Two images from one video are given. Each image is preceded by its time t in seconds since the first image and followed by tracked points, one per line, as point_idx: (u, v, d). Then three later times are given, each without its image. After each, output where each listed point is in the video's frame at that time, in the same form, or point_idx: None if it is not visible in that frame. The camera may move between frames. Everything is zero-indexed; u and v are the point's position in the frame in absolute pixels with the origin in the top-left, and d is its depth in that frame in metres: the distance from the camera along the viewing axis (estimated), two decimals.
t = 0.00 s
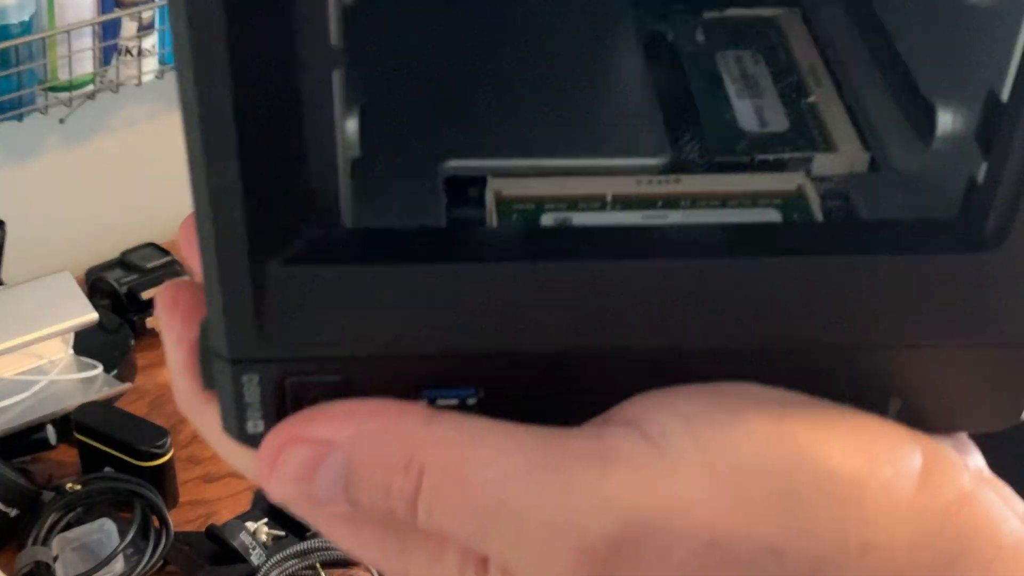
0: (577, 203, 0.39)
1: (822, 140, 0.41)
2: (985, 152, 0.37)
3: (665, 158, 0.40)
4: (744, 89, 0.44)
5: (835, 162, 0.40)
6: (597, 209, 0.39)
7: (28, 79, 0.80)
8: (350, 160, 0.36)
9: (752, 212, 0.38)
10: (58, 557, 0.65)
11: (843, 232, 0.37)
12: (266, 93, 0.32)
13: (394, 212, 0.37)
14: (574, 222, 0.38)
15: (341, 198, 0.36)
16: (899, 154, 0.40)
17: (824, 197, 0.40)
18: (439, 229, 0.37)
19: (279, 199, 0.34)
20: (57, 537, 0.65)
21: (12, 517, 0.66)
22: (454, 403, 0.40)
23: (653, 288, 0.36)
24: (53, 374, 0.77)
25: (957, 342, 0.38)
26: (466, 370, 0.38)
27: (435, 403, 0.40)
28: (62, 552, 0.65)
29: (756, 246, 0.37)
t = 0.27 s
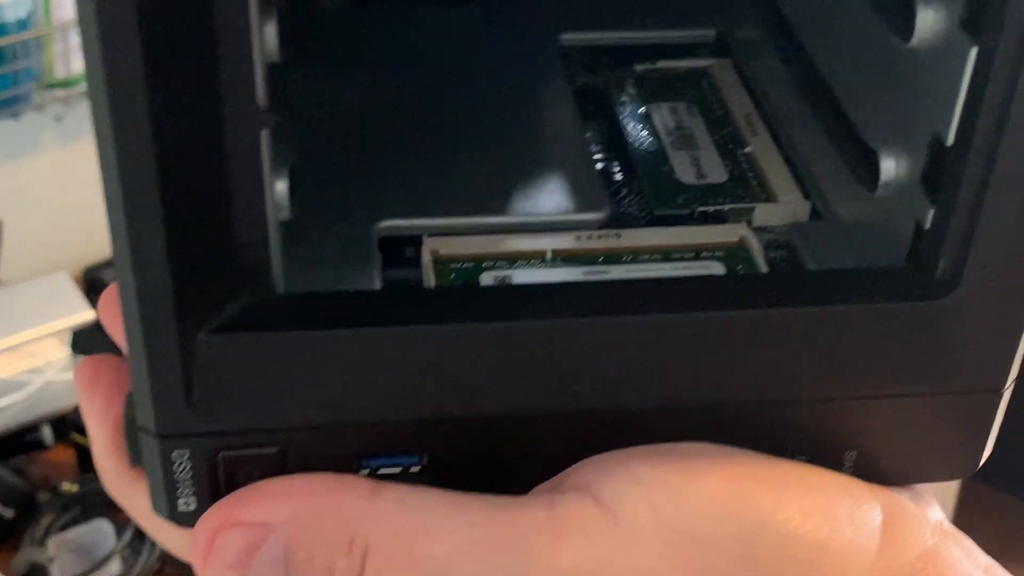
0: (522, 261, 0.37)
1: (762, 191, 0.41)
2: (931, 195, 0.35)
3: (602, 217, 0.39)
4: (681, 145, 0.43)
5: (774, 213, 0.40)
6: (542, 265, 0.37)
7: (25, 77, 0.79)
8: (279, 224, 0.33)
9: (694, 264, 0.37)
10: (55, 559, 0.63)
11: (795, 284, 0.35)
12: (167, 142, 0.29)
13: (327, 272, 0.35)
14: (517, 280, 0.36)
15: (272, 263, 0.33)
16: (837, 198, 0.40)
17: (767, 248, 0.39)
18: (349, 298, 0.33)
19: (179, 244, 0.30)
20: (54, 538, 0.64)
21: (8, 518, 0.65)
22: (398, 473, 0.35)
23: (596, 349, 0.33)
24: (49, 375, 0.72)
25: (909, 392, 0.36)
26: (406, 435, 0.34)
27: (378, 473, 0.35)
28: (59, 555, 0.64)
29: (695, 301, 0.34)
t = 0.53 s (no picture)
0: (486, 329, 0.35)
1: (720, 243, 0.39)
2: (885, 249, 0.32)
3: (569, 278, 0.37)
4: (638, 200, 0.41)
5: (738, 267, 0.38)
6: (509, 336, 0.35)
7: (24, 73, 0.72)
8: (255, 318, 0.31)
9: (661, 323, 0.35)
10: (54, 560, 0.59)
11: (748, 343, 0.32)
12: (133, 247, 0.25)
13: (304, 352, 0.34)
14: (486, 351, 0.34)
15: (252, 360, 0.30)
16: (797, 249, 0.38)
17: (728, 301, 0.37)
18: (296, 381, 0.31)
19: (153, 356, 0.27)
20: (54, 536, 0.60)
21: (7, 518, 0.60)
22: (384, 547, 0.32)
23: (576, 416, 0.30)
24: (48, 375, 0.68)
25: (861, 440, 0.33)
26: (388, 513, 0.31)
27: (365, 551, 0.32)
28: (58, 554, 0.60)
29: (635, 366, 0.31)
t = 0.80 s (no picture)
0: (450, 354, 0.34)
1: (685, 270, 0.38)
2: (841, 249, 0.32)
3: (536, 303, 0.36)
4: (603, 234, 0.40)
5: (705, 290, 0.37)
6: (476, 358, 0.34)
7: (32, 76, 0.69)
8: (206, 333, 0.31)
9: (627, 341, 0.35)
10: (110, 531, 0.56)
11: (703, 349, 0.32)
12: (91, 247, 0.25)
13: (260, 377, 0.32)
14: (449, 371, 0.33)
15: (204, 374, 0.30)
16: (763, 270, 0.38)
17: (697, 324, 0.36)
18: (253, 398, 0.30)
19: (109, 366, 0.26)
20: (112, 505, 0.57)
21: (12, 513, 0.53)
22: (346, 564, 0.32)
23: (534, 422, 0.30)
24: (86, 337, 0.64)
25: (821, 443, 0.33)
26: (347, 527, 0.31)
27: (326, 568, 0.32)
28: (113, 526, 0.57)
29: (591, 369, 0.31)
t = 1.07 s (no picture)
0: (437, 356, 0.34)
1: (670, 268, 0.38)
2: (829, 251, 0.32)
3: (523, 303, 0.36)
4: (590, 233, 0.40)
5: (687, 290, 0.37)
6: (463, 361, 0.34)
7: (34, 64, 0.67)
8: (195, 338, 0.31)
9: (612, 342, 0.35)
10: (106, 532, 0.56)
11: (690, 352, 0.31)
12: (79, 255, 0.25)
13: (246, 382, 0.32)
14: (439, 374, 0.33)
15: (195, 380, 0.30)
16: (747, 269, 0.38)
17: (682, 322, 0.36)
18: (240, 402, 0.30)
19: (96, 373, 0.26)
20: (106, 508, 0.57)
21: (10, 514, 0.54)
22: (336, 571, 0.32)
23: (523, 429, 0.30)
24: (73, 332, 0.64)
25: (809, 446, 0.33)
26: (333, 533, 0.31)
27: None
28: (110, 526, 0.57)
29: (580, 376, 0.30)
